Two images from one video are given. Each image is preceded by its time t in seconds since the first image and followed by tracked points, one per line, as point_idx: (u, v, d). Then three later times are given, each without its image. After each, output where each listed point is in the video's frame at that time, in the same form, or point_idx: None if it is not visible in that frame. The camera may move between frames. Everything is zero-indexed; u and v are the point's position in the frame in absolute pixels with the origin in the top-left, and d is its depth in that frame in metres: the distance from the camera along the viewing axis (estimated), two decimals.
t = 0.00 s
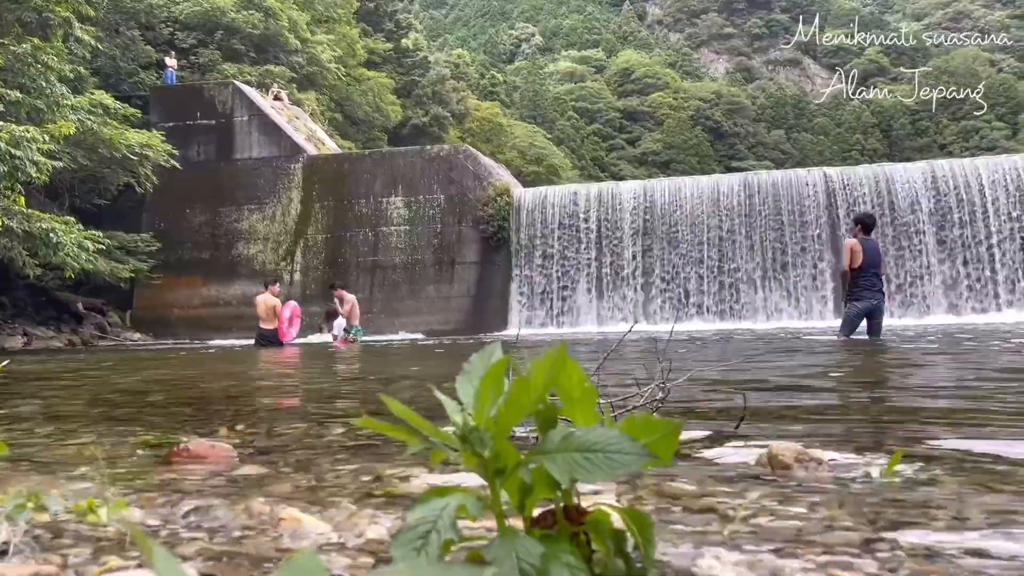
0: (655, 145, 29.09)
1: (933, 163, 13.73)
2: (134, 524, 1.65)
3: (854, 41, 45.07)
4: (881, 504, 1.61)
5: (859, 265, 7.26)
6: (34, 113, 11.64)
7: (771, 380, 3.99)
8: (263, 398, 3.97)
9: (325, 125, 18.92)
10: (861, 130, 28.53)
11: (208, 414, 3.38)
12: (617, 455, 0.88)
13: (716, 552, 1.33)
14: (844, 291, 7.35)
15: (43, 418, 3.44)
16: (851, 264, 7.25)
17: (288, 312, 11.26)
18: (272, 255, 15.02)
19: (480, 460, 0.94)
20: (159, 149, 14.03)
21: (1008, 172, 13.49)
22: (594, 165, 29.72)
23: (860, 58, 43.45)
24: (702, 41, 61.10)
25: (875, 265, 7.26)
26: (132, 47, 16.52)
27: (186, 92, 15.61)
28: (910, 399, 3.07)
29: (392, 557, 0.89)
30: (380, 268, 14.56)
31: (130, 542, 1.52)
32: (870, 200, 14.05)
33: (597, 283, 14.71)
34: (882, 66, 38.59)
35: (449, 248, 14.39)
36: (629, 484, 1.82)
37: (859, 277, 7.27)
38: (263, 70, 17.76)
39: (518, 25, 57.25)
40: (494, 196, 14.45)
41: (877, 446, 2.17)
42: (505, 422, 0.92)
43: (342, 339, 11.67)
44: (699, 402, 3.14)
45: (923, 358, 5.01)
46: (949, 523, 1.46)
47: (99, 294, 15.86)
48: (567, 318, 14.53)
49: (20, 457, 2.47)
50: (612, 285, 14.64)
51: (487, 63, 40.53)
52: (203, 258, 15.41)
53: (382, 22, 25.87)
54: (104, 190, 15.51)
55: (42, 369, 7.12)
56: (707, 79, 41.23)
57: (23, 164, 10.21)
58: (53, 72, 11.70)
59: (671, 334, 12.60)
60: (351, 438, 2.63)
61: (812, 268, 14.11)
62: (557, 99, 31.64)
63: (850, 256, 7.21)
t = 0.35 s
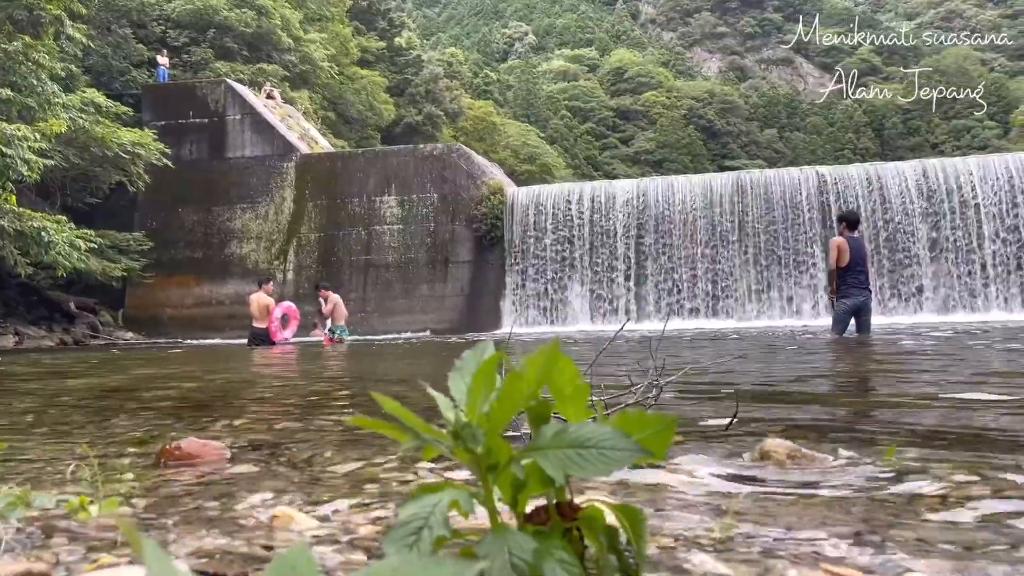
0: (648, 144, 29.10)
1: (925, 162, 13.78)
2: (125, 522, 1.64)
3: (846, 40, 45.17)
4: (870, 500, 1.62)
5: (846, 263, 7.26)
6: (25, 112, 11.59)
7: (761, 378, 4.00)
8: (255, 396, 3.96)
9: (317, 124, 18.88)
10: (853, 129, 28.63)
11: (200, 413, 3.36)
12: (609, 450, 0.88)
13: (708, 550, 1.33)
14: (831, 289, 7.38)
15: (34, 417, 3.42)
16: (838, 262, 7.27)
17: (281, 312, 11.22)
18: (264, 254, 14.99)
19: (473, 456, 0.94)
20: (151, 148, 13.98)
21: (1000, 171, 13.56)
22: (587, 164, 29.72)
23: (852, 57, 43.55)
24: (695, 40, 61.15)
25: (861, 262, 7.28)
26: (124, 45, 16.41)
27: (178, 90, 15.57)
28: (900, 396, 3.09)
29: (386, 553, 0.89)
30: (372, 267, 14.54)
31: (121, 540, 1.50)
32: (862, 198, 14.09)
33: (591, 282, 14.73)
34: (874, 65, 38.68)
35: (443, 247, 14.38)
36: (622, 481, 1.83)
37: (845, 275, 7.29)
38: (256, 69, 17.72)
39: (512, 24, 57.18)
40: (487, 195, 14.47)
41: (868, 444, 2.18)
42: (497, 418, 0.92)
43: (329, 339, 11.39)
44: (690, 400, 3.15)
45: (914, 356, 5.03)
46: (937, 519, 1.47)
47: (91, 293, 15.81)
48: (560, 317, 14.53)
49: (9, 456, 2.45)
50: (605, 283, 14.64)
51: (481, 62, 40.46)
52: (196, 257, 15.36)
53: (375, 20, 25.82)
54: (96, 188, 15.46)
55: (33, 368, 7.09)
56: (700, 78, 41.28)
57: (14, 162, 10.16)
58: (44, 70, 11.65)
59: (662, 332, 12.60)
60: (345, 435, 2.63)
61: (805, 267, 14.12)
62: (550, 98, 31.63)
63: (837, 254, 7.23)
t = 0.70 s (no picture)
0: (643, 144, 29.11)
1: (918, 162, 13.81)
2: (119, 524, 1.64)
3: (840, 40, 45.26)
4: (862, 500, 1.63)
5: (831, 264, 7.24)
6: (18, 110, 11.55)
7: (753, 377, 4.00)
8: (249, 395, 3.95)
9: (312, 123, 18.84)
10: (847, 128, 28.71)
11: (193, 413, 3.36)
12: (603, 451, 0.88)
13: (702, 550, 1.33)
14: (819, 290, 7.36)
15: (27, 417, 3.41)
16: (823, 263, 7.24)
17: (277, 310, 11.23)
18: (258, 253, 14.96)
19: (468, 457, 0.94)
20: (144, 147, 13.94)
21: (993, 170, 13.57)
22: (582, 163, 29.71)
23: (846, 57, 43.62)
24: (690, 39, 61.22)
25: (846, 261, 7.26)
26: (117, 44, 16.33)
27: (172, 89, 15.53)
28: (892, 396, 3.10)
29: (379, 555, 0.89)
30: (367, 266, 14.52)
31: (115, 541, 1.50)
32: (856, 197, 14.12)
33: (585, 281, 14.76)
34: (868, 66, 38.77)
35: (437, 246, 14.37)
36: (615, 481, 1.83)
37: (832, 275, 7.27)
38: (250, 67, 17.67)
39: (507, 22, 57.15)
40: (482, 194, 14.48)
41: (860, 443, 2.18)
42: (490, 420, 0.92)
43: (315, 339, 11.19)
44: (682, 399, 3.14)
45: (907, 356, 5.05)
46: (928, 519, 1.47)
47: (84, 292, 15.76)
48: (555, 315, 14.54)
49: (3, 457, 2.44)
50: (600, 282, 14.65)
51: (475, 61, 40.42)
52: (190, 256, 15.32)
53: (369, 18, 25.79)
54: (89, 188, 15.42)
55: (26, 368, 7.06)
56: (695, 78, 41.30)
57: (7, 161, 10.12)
58: (37, 68, 11.61)
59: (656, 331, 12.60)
60: (338, 436, 2.62)
61: (798, 266, 14.13)
62: (545, 97, 31.63)
63: (821, 255, 7.20)
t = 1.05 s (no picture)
0: (639, 143, 29.14)
1: (914, 162, 13.83)
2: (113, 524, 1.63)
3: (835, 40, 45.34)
4: (857, 499, 1.62)
5: (818, 262, 7.28)
6: (13, 109, 11.51)
7: (747, 376, 3.99)
8: (244, 395, 3.94)
9: (307, 122, 18.81)
10: (842, 128, 28.79)
11: (187, 412, 3.35)
12: (600, 449, 0.88)
13: (695, 548, 1.33)
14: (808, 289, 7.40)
15: (22, 416, 3.40)
16: (810, 262, 7.28)
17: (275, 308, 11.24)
18: (254, 252, 14.94)
19: (463, 456, 0.94)
20: (140, 146, 13.91)
21: (987, 170, 13.61)
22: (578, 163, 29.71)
23: (841, 57, 43.70)
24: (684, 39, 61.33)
25: (832, 259, 7.28)
26: (112, 42, 16.27)
27: (167, 88, 15.50)
28: (886, 396, 3.10)
29: (375, 553, 0.89)
30: (363, 265, 14.51)
31: (110, 541, 1.49)
32: (850, 197, 14.15)
33: (581, 280, 14.77)
34: (863, 66, 38.85)
35: (433, 246, 14.36)
36: (609, 480, 1.83)
37: (820, 274, 7.29)
38: (245, 66, 17.63)
39: (502, 22, 57.20)
40: (478, 193, 14.53)
41: (855, 442, 2.18)
42: (486, 418, 0.92)
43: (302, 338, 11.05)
44: (676, 399, 3.13)
45: (900, 355, 5.06)
46: (917, 518, 1.46)
47: (79, 291, 15.72)
48: (551, 315, 14.54)
49: None
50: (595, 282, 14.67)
51: (471, 61, 40.40)
52: (185, 255, 15.29)
53: (365, 18, 25.80)
54: (84, 186, 15.39)
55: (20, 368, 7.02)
56: (691, 78, 41.33)
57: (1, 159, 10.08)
58: (32, 67, 11.58)
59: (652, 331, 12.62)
60: (333, 435, 2.61)
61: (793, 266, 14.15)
62: (540, 97, 31.62)
63: (808, 254, 7.25)
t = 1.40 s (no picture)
0: (635, 143, 29.17)
1: (908, 162, 13.85)
2: (107, 523, 1.62)
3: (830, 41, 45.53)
4: (852, 498, 1.63)
5: (816, 262, 7.25)
6: (7, 106, 11.48)
7: (743, 376, 3.98)
8: (239, 394, 3.93)
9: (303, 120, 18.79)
10: (837, 128, 28.88)
11: (181, 411, 3.34)
12: (597, 449, 0.88)
13: (690, 548, 1.33)
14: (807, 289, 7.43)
15: (16, 416, 3.39)
16: (809, 262, 7.24)
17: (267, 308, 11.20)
18: (249, 250, 14.91)
19: (459, 456, 0.94)
20: (134, 144, 13.86)
21: (981, 169, 13.64)
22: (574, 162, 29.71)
23: (837, 58, 43.80)
24: (681, 39, 61.39)
25: (831, 259, 7.25)
26: (106, 40, 16.23)
27: (162, 86, 15.47)
28: (880, 395, 3.12)
29: (370, 552, 0.88)
30: (358, 264, 14.50)
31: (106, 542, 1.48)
32: (846, 197, 14.16)
33: (577, 279, 14.76)
34: (858, 66, 38.95)
35: (429, 245, 14.35)
36: (604, 479, 1.83)
37: (818, 273, 7.29)
38: (240, 65, 17.58)
39: (499, 21, 57.18)
40: (474, 191, 14.45)
41: (850, 442, 2.19)
42: (482, 417, 0.92)
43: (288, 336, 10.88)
44: (671, 399, 3.14)
45: (894, 355, 5.08)
46: (907, 519, 1.46)
47: (73, 290, 15.67)
48: (547, 314, 14.55)
49: None
50: (591, 281, 14.67)
51: (466, 60, 40.40)
52: (180, 253, 15.25)
53: (361, 16, 25.79)
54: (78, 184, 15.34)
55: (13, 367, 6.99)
56: (687, 78, 41.37)
57: None
58: (25, 64, 11.55)
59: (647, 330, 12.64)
60: (328, 434, 2.62)
61: (788, 266, 14.17)
62: (536, 96, 31.65)
63: (807, 254, 7.21)
